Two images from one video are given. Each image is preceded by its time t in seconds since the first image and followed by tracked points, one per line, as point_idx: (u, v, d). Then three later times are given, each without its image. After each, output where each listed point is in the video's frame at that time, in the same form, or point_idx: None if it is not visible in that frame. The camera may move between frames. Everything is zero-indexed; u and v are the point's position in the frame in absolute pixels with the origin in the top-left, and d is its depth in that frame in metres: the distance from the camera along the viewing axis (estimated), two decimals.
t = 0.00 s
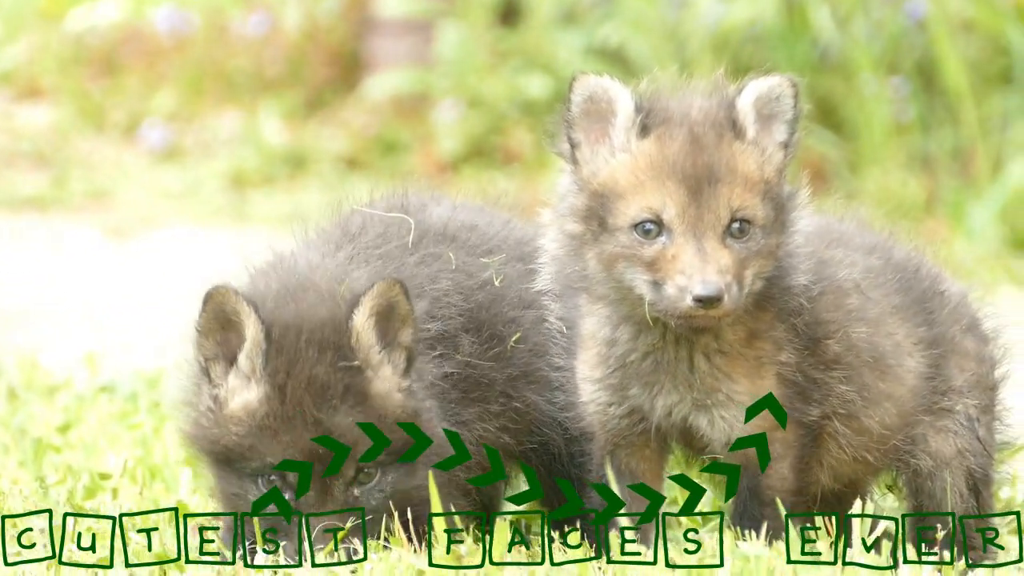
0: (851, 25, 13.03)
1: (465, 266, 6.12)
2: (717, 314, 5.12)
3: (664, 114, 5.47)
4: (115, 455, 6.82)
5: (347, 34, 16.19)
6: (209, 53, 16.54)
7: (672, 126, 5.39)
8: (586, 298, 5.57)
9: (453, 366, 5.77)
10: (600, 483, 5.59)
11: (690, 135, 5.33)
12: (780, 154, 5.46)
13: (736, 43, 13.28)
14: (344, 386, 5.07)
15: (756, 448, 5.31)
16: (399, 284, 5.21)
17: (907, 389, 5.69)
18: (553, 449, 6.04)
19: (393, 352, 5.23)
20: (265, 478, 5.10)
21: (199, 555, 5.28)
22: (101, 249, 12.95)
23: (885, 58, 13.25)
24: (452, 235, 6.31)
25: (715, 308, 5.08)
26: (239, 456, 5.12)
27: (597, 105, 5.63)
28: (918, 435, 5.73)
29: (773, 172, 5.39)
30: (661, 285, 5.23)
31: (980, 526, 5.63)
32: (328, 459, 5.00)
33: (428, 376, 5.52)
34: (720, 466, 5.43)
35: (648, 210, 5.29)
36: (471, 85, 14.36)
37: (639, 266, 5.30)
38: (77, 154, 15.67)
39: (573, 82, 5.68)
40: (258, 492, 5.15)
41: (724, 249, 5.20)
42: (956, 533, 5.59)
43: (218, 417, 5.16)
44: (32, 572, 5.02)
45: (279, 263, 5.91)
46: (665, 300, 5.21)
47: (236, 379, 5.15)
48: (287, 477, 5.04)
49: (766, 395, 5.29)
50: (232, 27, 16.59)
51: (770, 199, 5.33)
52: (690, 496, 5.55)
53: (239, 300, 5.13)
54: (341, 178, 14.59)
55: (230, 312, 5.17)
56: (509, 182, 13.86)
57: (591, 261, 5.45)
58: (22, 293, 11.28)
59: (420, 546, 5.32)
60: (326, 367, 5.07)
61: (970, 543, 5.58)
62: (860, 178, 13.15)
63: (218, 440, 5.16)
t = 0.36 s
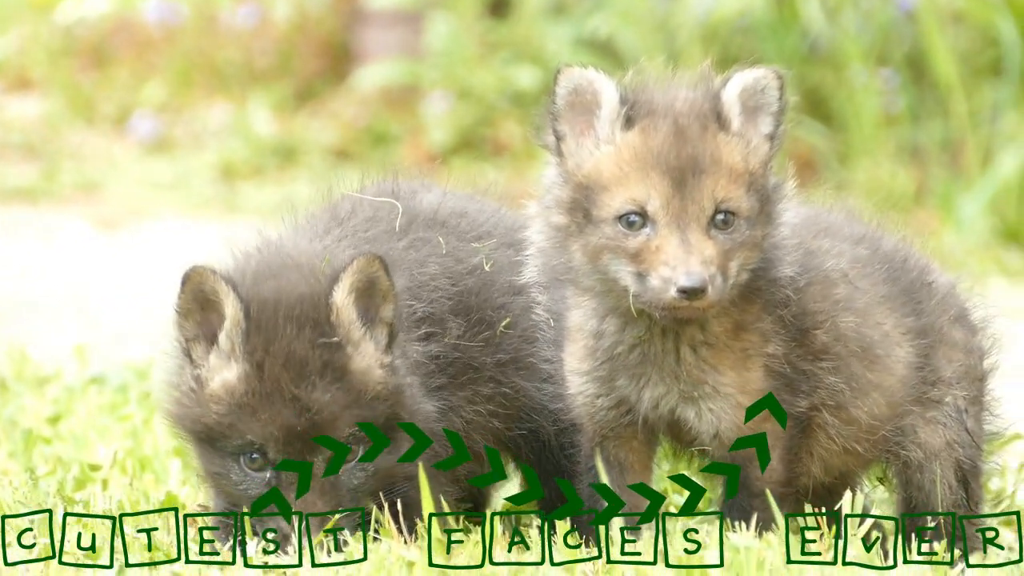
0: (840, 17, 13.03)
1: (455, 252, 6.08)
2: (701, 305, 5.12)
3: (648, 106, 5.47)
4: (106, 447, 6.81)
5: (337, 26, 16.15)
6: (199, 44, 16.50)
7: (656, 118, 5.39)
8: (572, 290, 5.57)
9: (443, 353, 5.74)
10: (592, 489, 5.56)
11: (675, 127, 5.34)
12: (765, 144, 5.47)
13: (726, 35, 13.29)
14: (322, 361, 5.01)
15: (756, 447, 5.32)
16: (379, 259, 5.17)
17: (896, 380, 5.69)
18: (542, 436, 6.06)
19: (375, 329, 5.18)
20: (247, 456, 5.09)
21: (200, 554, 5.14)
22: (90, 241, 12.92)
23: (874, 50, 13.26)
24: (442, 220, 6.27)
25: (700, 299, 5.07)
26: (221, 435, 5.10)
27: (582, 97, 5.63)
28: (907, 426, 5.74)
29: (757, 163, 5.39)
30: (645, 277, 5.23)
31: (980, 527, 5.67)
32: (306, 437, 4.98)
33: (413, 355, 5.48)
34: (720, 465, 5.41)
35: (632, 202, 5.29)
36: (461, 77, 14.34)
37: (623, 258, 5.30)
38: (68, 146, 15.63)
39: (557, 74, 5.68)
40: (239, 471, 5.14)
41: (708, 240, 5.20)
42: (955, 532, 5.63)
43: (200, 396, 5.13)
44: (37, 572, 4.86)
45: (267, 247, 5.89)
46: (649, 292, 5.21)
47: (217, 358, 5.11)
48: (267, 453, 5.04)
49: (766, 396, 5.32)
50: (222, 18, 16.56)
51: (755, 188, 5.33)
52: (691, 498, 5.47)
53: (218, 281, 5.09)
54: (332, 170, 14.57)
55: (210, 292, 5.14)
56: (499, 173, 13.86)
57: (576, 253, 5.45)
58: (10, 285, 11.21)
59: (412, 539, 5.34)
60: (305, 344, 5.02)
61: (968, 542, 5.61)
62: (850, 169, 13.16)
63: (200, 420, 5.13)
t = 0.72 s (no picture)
0: (833, 13, 13.03)
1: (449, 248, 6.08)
2: (688, 300, 5.11)
3: (639, 101, 5.47)
4: (99, 444, 6.79)
5: (331, 23, 16.13)
6: (192, 41, 16.48)
7: (647, 113, 5.39)
8: (565, 285, 5.57)
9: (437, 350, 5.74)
10: (589, 484, 5.55)
11: (665, 122, 5.34)
12: (756, 140, 5.46)
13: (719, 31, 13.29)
14: (299, 388, 5.03)
15: (757, 448, 5.32)
16: (361, 278, 5.17)
17: (889, 376, 5.69)
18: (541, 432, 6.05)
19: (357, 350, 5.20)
20: (223, 472, 5.15)
21: (199, 554, 5.08)
22: (83, 238, 12.92)
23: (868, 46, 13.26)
24: (438, 217, 6.27)
25: (687, 294, 5.08)
26: (198, 450, 5.16)
27: (573, 92, 5.62)
28: (900, 423, 5.75)
29: (747, 158, 5.38)
30: (634, 271, 5.23)
31: (977, 527, 5.71)
32: (276, 461, 5.02)
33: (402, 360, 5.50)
34: (719, 465, 5.38)
35: (621, 196, 5.29)
36: (455, 73, 14.33)
37: (613, 252, 5.29)
38: (62, 142, 15.61)
39: (549, 69, 5.66)
40: (215, 487, 5.21)
41: (697, 235, 5.20)
42: (956, 530, 5.61)
43: (182, 409, 5.19)
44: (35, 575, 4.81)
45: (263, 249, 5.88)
46: (638, 287, 5.21)
47: (201, 372, 5.15)
48: (239, 472, 5.10)
49: (765, 396, 5.33)
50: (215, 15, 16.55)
51: (746, 183, 5.33)
52: (689, 497, 5.43)
53: (205, 297, 5.12)
54: (326, 167, 14.57)
55: (196, 306, 5.17)
56: (494, 170, 13.85)
57: (567, 248, 5.44)
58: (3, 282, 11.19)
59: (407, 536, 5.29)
60: (282, 369, 5.03)
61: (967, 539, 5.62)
62: (843, 165, 13.18)
63: (181, 432, 5.19)
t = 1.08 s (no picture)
0: (831, 13, 13.03)
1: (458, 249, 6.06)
2: (685, 296, 5.12)
3: (636, 98, 5.48)
4: (97, 443, 6.80)
5: (329, 22, 16.11)
6: (190, 40, 16.47)
7: (644, 110, 5.39)
8: (563, 282, 5.57)
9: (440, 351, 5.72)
10: (588, 484, 5.58)
11: (662, 119, 5.34)
12: (754, 137, 5.46)
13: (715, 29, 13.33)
14: (339, 270, 5.22)
15: (756, 447, 5.32)
16: (391, 185, 5.46)
17: (888, 376, 5.69)
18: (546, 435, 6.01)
19: (386, 256, 5.41)
20: (265, 369, 5.15)
21: (199, 554, 5.03)
22: (81, 236, 12.93)
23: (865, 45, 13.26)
24: (447, 220, 6.26)
25: (683, 290, 5.09)
26: (234, 353, 5.18)
27: (570, 89, 5.63)
28: (899, 422, 5.75)
29: (743, 156, 5.38)
30: (631, 268, 5.23)
31: (977, 527, 5.70)
32: (326, 339, 5.11)
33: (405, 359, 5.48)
34: (718, 465, 5.39)
35: (618, 193, 5.29)
36: (452, 72, 14.32)
37: (610, 250, 5.30)
38: (60, 141, 15.61)
39: (544, 66, 5.66)
40: (256, 387, 5.18)
41: (694, 232, 5.21)
42: (956, 530, 5.62)
43: (215, 316, 5.25)
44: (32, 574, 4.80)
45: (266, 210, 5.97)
46: (635, 283, 5.21)
47: (231, 280, 5.27)
48: (287, 360, 5.12)
49: (764, 395, 5.34)
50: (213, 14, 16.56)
51: (743, 179, 5.33)
52: (688, 497, 5.44)
53: (230, 207, 5.32)
54: (324, 166, 14.56)
55: (221, 224, 5.34)
56: (491, 169, 13.85)
57: (565, 245, 5.45)
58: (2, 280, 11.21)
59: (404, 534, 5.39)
60: (320, 257, 5.24)
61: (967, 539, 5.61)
62: (841, 165, 13.18)
63: (214, 340, 5.22)
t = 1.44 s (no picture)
0: (832, 9, 13.03)
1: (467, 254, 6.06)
2: (686, 297, 5.12)
3: (636, 98, 5.47)
4: (99, 441, 6.79)
5: (330, 19, 16.13)
6: (191, 38, 16.48)
7: (643, 110, 5.39)
8: (563, 281, 5.56)
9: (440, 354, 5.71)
10: (589, 483, 5.57)
11: (662, 119, 5.33)
12: (754, 139, 5.45)
13: (717, 25, 13.34)
14: (373, 323, 5.17)
15: (757, 446, 5.32)
16: (426, 238, 5.40)
17: (889, 372, 5.68)
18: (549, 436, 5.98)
19: (419, 308, 5.36)
20: (298, 424, 5.13)
21: (199, 554, 5.01)
22: (81, 233, 12.92)
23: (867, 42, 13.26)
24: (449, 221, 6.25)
25: (684, 291, 5.09)
26: (268, 408, 5.16)
27: (570, 90, 5.62)
28: (900, 419, 5.74)
29: (743, 157, 5.37)
30: (631, 268, 5.23)
31: (979, 526, 5.70)
32: (360, 395, 5.07)
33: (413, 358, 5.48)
34: (719, 465, 5.38)
35: (618, 194, 5.28)
36: (453, 69, 14.31)
37: (610, 250, 5.29)
38: (61, 138, 15.60)
39: (544, 67, 5.65)
40: (289, 441, 5.18)
41: (694, 232, 5.20)
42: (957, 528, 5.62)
43: (248, 369, 5.21)
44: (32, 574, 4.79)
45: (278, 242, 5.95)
46: (635, 284, 5.21)
47: (264, 332, 5.22)
48: (320, 417, 5.09)
49: (764, 395, 5.34)
50: (214, 11, 16.57)
51: (744, 180, 5.33)
52: (689, 497, 5.42)
53: (262, 258, 5.24)
54: (325, 163, 14.56)
55: (252, 274, 5.27)
56: (493, 165, 13.85)
57: (565, 245, 5.44)
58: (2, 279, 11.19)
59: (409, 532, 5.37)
60: (354, 310, 5.17)
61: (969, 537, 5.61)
62: (842, 160, 13.17)
63: (247, 393, 5.19)
